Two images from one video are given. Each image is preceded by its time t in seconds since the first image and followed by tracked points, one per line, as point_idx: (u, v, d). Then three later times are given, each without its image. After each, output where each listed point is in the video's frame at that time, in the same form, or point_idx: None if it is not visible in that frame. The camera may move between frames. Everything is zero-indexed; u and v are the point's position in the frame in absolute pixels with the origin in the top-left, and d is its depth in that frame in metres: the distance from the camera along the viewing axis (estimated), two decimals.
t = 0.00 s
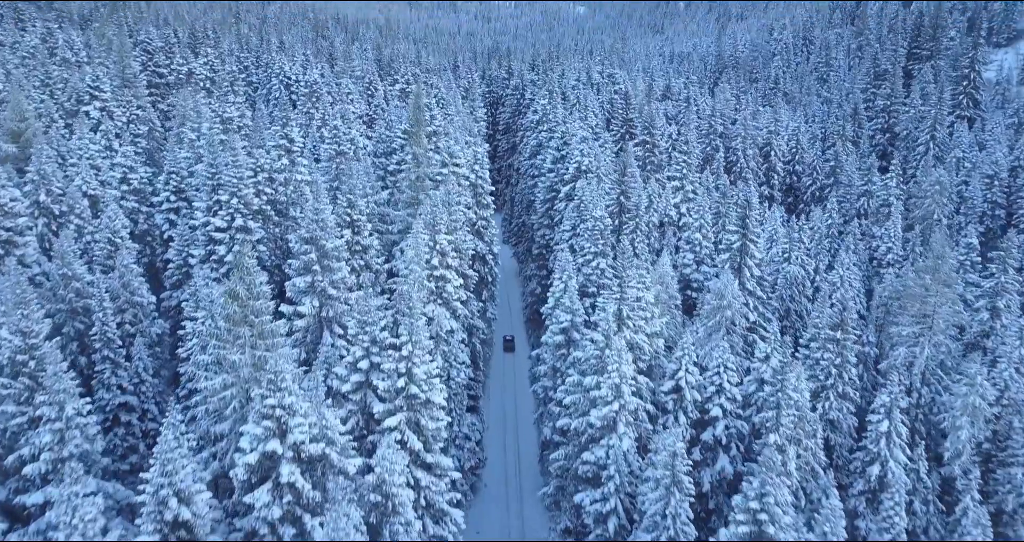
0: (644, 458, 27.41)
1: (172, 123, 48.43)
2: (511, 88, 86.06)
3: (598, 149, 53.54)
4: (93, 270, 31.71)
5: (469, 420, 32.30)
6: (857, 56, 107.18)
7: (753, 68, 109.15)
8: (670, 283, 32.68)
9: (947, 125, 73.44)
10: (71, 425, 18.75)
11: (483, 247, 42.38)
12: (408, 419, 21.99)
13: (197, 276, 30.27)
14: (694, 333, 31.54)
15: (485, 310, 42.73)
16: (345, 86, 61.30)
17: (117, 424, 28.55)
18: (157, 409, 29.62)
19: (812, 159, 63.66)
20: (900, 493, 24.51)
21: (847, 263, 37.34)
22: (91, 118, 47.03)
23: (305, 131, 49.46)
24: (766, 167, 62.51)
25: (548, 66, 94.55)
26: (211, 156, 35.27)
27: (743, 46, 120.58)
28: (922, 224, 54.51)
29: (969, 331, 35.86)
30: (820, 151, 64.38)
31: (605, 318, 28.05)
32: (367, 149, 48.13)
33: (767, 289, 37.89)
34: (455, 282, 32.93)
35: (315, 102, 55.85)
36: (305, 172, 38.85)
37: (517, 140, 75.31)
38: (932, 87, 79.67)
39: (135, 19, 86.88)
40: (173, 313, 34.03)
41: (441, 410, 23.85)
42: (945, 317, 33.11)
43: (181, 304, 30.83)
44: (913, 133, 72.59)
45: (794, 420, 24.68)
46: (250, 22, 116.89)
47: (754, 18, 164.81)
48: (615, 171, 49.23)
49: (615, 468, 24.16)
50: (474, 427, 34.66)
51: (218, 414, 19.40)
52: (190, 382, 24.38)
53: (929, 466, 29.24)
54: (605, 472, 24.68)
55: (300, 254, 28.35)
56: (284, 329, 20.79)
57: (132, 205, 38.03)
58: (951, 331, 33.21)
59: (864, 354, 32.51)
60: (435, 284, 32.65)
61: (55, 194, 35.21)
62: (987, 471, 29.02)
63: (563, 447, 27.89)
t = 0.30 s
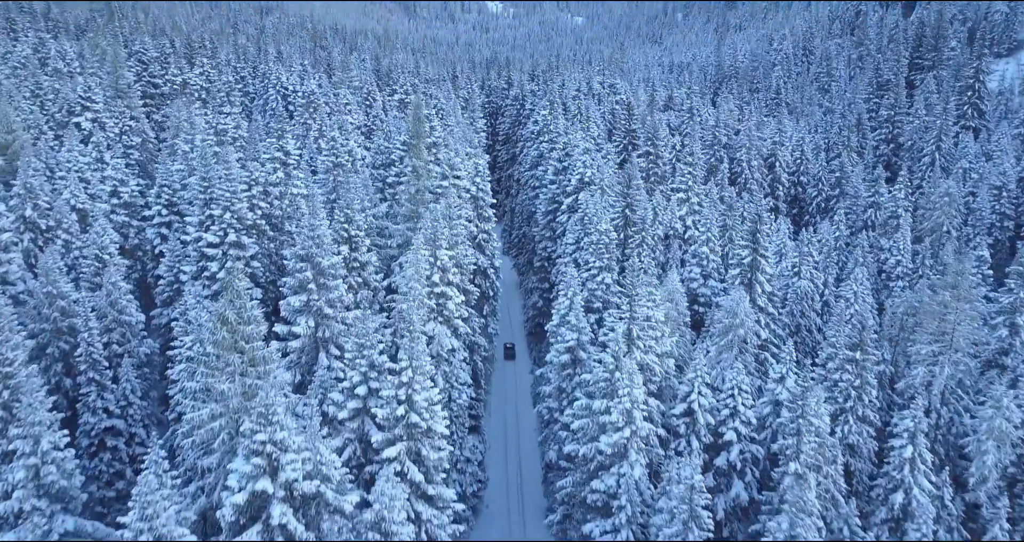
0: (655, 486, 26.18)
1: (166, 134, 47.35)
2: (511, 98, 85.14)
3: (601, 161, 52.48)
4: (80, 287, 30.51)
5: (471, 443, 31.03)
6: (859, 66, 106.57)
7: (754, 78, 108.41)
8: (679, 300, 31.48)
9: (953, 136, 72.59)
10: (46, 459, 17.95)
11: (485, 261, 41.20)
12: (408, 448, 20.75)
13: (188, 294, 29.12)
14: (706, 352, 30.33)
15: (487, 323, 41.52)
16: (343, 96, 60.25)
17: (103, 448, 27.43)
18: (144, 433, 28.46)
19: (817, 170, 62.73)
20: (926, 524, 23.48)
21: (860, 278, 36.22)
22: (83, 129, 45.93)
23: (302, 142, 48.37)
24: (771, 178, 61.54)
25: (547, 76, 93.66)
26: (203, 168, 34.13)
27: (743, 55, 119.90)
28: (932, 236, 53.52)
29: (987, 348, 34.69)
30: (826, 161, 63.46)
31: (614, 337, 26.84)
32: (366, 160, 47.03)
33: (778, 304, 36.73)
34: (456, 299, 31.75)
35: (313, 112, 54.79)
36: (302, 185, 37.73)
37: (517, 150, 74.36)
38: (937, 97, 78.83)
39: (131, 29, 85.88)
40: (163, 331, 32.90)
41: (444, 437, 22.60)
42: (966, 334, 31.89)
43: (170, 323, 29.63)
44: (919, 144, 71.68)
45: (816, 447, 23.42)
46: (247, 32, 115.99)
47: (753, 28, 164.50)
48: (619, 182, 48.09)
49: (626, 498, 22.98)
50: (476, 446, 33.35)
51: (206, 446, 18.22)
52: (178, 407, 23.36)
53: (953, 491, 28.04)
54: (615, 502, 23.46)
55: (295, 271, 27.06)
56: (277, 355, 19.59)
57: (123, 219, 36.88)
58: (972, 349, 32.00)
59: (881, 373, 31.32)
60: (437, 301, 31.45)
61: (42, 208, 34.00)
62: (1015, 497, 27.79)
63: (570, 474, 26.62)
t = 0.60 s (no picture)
0: (666, 508, 25.16)
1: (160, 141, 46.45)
2: (511, 104, 84.39)
3: (604, 168, 51.60)
4: (67, 300, 29.49)
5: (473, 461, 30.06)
6: (861, 71, 105.93)
7: (755, 84, 107.72)
8: (688, 313, 30.52)
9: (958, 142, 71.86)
10: (24, 491, 17.30)
11: (486, 271, 40.25)
12: (409, 473, 19.69)
13: (180, 308, 28.14)
14: (716, 366, 29.35)
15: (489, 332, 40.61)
16: (341, 102, 59.37)
17: (90, 469, 26.48)
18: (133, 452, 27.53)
19: (822, 176, 61.94)
20: None
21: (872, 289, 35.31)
22: (75, 136, 44.98)
23: (299, 149, 47.49)
24: (776, 184, 60.73)
25: (548, 82, 92.88)
26: (197, 177, 33.19)
27: (744, 61, 119.24)
28: (940, 244, 52.70)
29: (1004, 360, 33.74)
30: (830, 168, 62.68)
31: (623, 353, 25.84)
32: (365, 167, 46.12)
33: (788, 315, 35.81)
34: (458, 312, 30.78)
35: (311, 119, 53.93)
36: (299, 194, 36.80)
37: (518, 157, 73.59)
38: (942, 103, 78.03)
39: (126, 34, 85.07)
40: (154, 344, 31.93)
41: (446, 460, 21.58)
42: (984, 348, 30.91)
43: (162, 337, 28.63)
44: (924, 150, 70.86)
45: (835, 469, 22.41)
46: (244, 36, 115.23)
47: (753, 33, 164.10)
48: (623, 190, 47.21)
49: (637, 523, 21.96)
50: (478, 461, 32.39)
51: (196, 474, 17.28)
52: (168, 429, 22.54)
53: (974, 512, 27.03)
54: (626, 527, 22.39)
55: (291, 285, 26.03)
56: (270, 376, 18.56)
57: (115, 229, 35.91)
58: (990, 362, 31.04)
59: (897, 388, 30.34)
60: (438, 314, 30.48)
61: (30, 218, 33.00)
62: None
63: (577, 495, 25.61)
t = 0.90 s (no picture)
0: (678, 529, 24.11)
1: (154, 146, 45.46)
2: (512, 107, 83.42)
3: (607, 173, 50.59)
4: (55, 312, 28.42)
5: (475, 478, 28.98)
6: (864, 73, 105.06)
7: (757, 87, 106.85)
8: (698, 325, 29.52)
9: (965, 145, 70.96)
10: None
11: (488, 279, 39.24)
12: (410, 499, 18.64)
13: (172, 320, 27.11)
14: (728, 379, 28.31)
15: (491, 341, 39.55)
16: (340, 105, 58.36)
17: (78, 488, 25.42)
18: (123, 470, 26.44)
19: (828, 181, 61.03)
20: None
21: (886, 298, 34.32)
22: (67, 140, 43.94)
23: (297, 154, 46.50)
24: (781, 189, 59.79)
25: (548, 84, 91.94)
26: (190, 183, 32.13)
27: (746, 63, 118.38)
28: (949, 250, 51.78)
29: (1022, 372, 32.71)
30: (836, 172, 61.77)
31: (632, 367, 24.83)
32: (364, 173, 45.13)
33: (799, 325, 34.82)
34: (460, 324, 29.78)
35: (309, 123, 52.92)
36: (295, 201, 35.80)
37: (518, 160, 72.65)
38: (948, 106, 77.12)
39: (122, 36, 83.98)
40: (146, 357, 30.91)
41: (449, 483, 20.54)
42: (1004, 360, 29.83)
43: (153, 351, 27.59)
44: (930, 153, 69.98)
45: (857, 491, 21.41)
46: (242, 39, 114.35)
47: (754, 36, 163.32)
48: (627, 195, 46.24)
49: None
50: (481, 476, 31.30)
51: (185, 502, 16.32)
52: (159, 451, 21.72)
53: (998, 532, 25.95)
54: None
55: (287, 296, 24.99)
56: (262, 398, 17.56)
57: (106, 237, 34.88)
58: (1010, 375, 29.95)
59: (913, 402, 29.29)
60: (439, 325, 29.47)
61: (18, 226, 31.95)
62: None
63: (586, 515, 24.59)
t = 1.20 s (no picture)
0: None
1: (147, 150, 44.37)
2: (512, 108, 82.35)
3: (612, 176, 49.55)
4: (42, 324, 27.35)
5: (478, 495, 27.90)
6: (867, 74, 104.08)
7: (759, 88, 105.81)
8: (709, 335, 28.43)
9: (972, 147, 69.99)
10: None
11: (491, 285, 38.18)
12: (412, 526, 17.63)
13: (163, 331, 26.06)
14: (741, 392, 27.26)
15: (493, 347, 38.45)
16: (338, 107, 57.23)
17: (65, 507, 24.37)
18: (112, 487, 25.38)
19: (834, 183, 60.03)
20: None
21: (901, 307, 33.29)
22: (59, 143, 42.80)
23: (294, 157, 45.45)
24: (787, 192, 58.77)
25: (549, 86, 90.88)
26: (183, 189, 31.01)
27: (748, 64, 117.35)
28: (959, 254, 50.81)
29: None
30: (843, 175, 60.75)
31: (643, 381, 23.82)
32: (362, 176, 44.07)
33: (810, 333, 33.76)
34: (462, 334, 28.71)
35: (306, 125, 51.80)
36: (292, 207, 34.73)
37: (519, 163, 71.61)
38: (954, 107, 76.15)
39: (118, 37, 82.71)
40: (138, 369, 29.88)
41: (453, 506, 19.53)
42: None
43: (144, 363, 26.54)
44: (937, 155, 68.99)
45: (881, 514, 20.46)
46: (239, 39, 113.06)
47: (755, 37, 162.33)
48: (632, 198, 45.23)
49: None
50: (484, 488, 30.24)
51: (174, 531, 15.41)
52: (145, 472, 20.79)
53: None
54: None
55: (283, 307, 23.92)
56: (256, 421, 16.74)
57: (96, 244, 33.81)
58: None
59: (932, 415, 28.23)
60: (441, 335, 28.42)
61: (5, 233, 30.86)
62: None
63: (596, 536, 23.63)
